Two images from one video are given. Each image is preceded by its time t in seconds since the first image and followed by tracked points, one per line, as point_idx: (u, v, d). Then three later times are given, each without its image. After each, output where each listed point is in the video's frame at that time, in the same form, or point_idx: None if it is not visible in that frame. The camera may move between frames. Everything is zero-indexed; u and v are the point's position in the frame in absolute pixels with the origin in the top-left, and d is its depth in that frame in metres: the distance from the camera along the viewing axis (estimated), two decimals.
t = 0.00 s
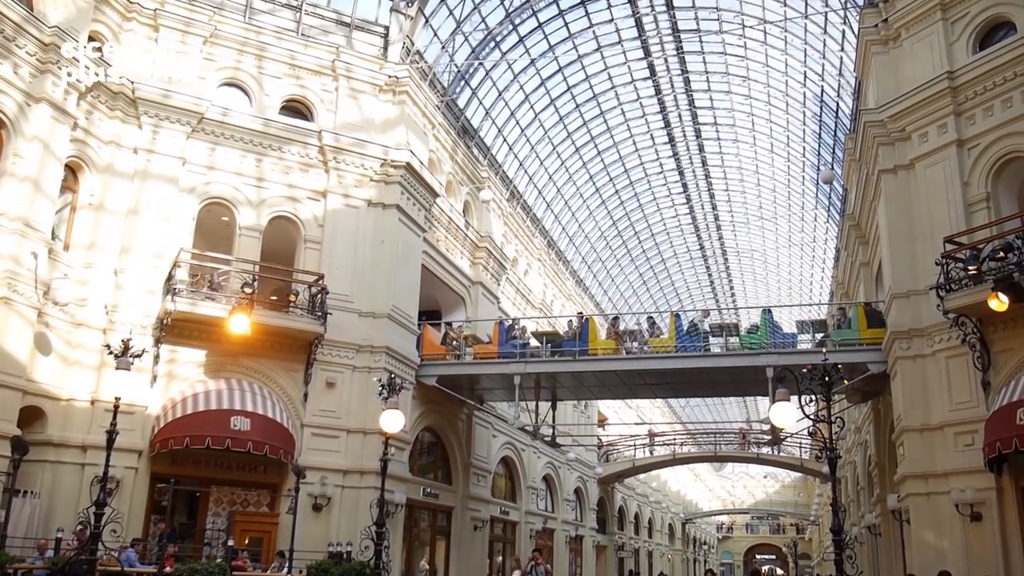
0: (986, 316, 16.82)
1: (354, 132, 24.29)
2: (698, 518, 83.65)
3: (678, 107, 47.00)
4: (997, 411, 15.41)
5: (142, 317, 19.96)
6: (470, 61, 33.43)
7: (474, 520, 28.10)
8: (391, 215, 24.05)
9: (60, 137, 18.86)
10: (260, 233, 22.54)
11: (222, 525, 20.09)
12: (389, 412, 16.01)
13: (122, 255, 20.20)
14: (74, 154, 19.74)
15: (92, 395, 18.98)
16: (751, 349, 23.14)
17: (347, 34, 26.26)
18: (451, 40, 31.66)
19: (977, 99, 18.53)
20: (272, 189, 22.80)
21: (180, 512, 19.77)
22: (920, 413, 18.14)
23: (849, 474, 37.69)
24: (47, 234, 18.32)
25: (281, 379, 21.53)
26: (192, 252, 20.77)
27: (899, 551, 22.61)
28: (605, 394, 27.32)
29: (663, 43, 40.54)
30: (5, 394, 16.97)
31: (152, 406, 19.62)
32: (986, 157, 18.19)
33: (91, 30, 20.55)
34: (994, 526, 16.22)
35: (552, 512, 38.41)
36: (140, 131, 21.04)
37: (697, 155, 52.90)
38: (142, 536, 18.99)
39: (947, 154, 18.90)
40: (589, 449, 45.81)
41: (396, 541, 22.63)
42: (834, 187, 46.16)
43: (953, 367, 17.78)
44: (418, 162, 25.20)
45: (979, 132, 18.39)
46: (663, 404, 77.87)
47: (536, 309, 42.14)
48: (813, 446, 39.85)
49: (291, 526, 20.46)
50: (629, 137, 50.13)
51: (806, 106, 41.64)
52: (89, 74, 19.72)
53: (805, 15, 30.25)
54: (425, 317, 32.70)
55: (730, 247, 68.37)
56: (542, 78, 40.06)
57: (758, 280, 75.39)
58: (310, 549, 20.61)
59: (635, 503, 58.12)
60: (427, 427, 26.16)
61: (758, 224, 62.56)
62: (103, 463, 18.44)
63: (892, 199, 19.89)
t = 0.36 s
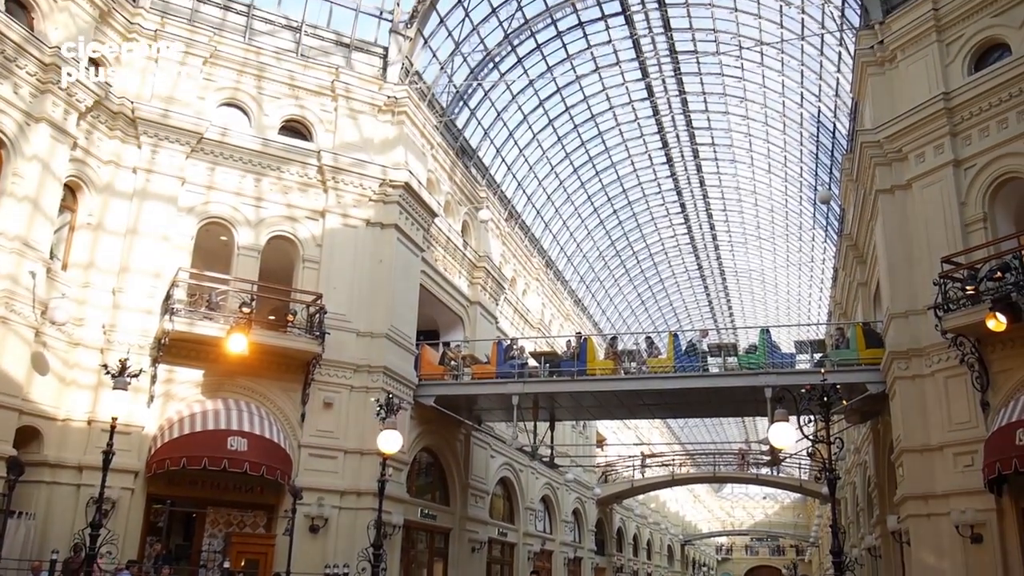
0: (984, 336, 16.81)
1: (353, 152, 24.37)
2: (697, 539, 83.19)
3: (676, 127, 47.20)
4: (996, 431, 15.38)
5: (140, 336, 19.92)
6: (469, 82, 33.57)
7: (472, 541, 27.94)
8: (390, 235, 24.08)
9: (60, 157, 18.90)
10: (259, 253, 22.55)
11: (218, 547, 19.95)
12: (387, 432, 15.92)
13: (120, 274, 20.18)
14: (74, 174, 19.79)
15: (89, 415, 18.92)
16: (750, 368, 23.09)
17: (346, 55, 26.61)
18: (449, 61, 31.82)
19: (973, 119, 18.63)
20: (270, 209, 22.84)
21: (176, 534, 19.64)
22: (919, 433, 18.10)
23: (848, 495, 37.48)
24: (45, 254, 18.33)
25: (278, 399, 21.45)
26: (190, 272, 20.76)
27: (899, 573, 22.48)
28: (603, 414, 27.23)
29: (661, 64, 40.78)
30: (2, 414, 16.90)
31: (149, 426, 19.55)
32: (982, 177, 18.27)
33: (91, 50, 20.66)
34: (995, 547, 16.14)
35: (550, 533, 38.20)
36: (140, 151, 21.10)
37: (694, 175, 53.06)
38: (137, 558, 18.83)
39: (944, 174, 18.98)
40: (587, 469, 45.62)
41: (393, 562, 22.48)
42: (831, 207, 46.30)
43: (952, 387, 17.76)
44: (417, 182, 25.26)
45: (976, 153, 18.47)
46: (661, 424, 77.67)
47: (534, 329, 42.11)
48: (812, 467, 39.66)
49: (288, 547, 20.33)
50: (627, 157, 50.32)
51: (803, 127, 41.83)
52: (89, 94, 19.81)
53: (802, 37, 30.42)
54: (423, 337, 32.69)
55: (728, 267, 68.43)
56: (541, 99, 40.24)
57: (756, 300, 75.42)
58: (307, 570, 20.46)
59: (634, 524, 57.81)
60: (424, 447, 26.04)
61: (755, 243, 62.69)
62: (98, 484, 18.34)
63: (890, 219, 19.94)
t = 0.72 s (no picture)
0: (982, 357, 16.81)
1: (352, 173, 24.45)
2: (696, 561, 82.70)
3: (673, 149, 47.37)
4: (995, 452, 15.33)
5: (137, 357, 19.88)
6: (467, 103, 33.73)
7: (470, 563, 27.76)
8: (388, 256, 24.13)
9: (59, 177, 18.95)
10: (257, 272, 22.55)
11: (213, 569, 19.80)
12: (385, 452, 15.86)
13: (118, 294, 20.16)
14: (73, 194, 19.84)
15: (85, 435, 18.84)
16: (748, 389, 23.09)
17: (345, 76, 26.75)
18: (448, 83, 31.99)
19: (969, 140, 18.75)
20: (269, 229, 22.89)
21: (172, 555, 19.51)
22: (919, 454, 18.04)
23: (848, 516, 37.30)
24: (43, 273, 18.33)
25: (276, 420, 21.37)
26: (188, 292, 20.77)
27: None
28: (602, 435, 27.15)
29: (658, 86, 41.03)
30: None
31: (145, 446, 19.47)
32: (979, 198, 18.36)
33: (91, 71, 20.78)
34: (996, 569, 16.05)
35: (548, 554, 37.97)
36: (139, 171, 21.16)
37: (692, 196, 53.21)
38: None
39: (940, 195, 19.07)
40: (586, 491, 45.41)
41: None
42: (829, 228, 46.44)
43: (950, 407, 17.74)
44: (415, 203, 25.34)
45: (972, 173, 18.57)
46: (660, 445, 77.45)
47: (532, 349, 42.06)
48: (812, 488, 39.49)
49: (284, 569, 20.19)
50: (625, 178, 50.51)
51: (800, 148, 42.05)
52: (89, 114, 19.89)
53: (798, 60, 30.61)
54: (421, 357, 32.66)
55: (726, 288, 68.47)
56: (539, 120, 40.45)
57: (754, 320, 75.44)
58: None
59: (633, 546, 57.47)
60: (422, 468, 25.91)
61: (753, 264, 62.82)
62: (94, 504, 18.22)
63: (886, 241, 19.99)
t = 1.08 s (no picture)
0: (980, 378, 16.82)
1: (351, 196, 24.55)
2: None
3: (670, 171, 47.58)
4: (994, 473, 15.30)
5: (135, 378, 19.84)
6: (465, 126, 33.91)
7: None
8: (387, 278, 24.15)
9: (58, 199, 19.00)
10: (255, 294, 22.56)
11: None
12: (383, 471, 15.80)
13: (116, 315, 20.15)
14: (72, 215, 19.90)
15: (82, 456, 18.77)
16: (746, 412, 23.03)
17: (344, 99, 26.94)
18: (446, 106, 32.18)
19: (964, 164, 18.88)
20: (268, 251, 22.93)
21: None
22: (918, 475, 17.98)
23: (848, 539, 37.10)
24: (41, 294, 18.34)
25: (273, 442, 21.28)
26: (186, 313, 20.76)
27: None
28: (600, 457, 27.05)
29: (656, 109, 41.32)
30: None
31: (141, 468, 19.38)
32: (974, 221, 18.45)
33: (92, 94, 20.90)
34: None
35: None
36: (138, 193, 21.22)
37: (689, 218, 53.37)
38: None
39: (937, 217, 19.16)
40: (585, 513, 45.17)
41: None
42: (826, 250, 46.58)
43: (949, 429, 17.72)
44: (414, 226, 25.42)
45: (967, 196, 18.68)
46: (658, 468, 77.15)
47: (530, 371, 41.99)
48: (811, 510, 39.29)
49: None
50: (623, 201, 50.73)
51: (796, 171, 42.29)
52: (89, 137, 19.99)
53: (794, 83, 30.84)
54: (419, 379, 32.61)
55: (724, 310, 68.57)
56: (537, 143, 40.69)
57: (752, 342, 75.45)
58: None
59: (631, 569, 57.03)
60: (420, 491, 25.78)
61: (751, 287, 62.94)
62: (89, 526, 18.11)
63: (883, 262, 20.05)
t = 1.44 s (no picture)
0: (978, 403, 16.82)
1: (349, 221, 24.63)
2: None
3: (668, 196, 47.81)
4: (993, 498, 15.26)
5: (131, 402, 19.76)
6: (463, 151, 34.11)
7: None
8: (385, 302, 24.17)
9: (57, 223, 19.05)
10: (253, 318, 22.55)
11: None
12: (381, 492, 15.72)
13: (112, 339, 20.11)
14: (71, 239, 19.94)
15: (77, 481, 18.66)
16: (745, 435, 22.96)
17: (343, 124, 27.11)
18: (445, 131, 32.38)
19: (959, 189, 19.01)
20: (266, 275, 22.97)
21: None
22: (917, 500, 17.92)
23: (848, 564, 36.88)
24: (38, 318, 18.32)
25: (269, 466, 21.16)
26: (183, 337, 20.74)
27: None
28: (598, 482, 26.93)
29: (653, 134, 41.57)
30: None
31: (137, 493, 19.27)
32: (970, 246, 18.53)
33: (92, 119, 21.05)
34: None
35: None
36: (137, 217, 21.28)
37: (687, 243, 53.53)
38: None
39: (933, 242, 19.25)
40: (583, 537, 44.90)
41: None
42: (823, 275, 46.69)
43: (948, 453, 17.68)
44: (412, 250, 25.50)
45: (963, 222, 18.78)
46: (657, 493, 76.76)
47: (528, 395, 41.93)
48: (810, 534, 39.08)
49: None
50: (620, 226, 50.90)
51: (793, 196, 42.49)
52: (89, 161, 20.07)
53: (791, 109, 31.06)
54: (417, 403, 32.53)
55: (721, 334, 68.62)
56: (535, 168, 40.90)
57: (750, 367, 75.40)
58: None
59: None
60: (417, 515, 25.65)
61: (748, 311, 63.00)
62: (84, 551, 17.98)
63: (880, 286, 20.10)
